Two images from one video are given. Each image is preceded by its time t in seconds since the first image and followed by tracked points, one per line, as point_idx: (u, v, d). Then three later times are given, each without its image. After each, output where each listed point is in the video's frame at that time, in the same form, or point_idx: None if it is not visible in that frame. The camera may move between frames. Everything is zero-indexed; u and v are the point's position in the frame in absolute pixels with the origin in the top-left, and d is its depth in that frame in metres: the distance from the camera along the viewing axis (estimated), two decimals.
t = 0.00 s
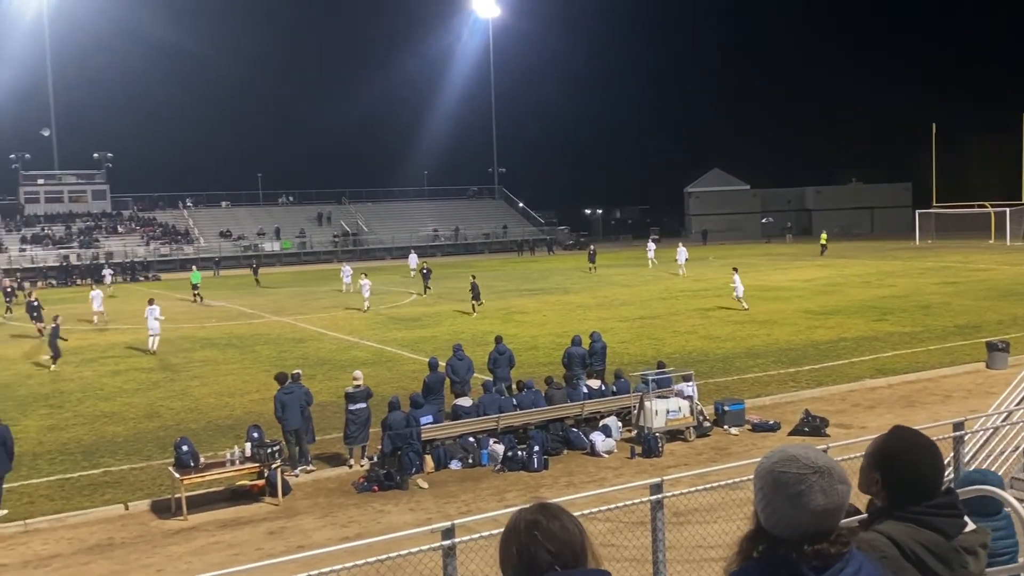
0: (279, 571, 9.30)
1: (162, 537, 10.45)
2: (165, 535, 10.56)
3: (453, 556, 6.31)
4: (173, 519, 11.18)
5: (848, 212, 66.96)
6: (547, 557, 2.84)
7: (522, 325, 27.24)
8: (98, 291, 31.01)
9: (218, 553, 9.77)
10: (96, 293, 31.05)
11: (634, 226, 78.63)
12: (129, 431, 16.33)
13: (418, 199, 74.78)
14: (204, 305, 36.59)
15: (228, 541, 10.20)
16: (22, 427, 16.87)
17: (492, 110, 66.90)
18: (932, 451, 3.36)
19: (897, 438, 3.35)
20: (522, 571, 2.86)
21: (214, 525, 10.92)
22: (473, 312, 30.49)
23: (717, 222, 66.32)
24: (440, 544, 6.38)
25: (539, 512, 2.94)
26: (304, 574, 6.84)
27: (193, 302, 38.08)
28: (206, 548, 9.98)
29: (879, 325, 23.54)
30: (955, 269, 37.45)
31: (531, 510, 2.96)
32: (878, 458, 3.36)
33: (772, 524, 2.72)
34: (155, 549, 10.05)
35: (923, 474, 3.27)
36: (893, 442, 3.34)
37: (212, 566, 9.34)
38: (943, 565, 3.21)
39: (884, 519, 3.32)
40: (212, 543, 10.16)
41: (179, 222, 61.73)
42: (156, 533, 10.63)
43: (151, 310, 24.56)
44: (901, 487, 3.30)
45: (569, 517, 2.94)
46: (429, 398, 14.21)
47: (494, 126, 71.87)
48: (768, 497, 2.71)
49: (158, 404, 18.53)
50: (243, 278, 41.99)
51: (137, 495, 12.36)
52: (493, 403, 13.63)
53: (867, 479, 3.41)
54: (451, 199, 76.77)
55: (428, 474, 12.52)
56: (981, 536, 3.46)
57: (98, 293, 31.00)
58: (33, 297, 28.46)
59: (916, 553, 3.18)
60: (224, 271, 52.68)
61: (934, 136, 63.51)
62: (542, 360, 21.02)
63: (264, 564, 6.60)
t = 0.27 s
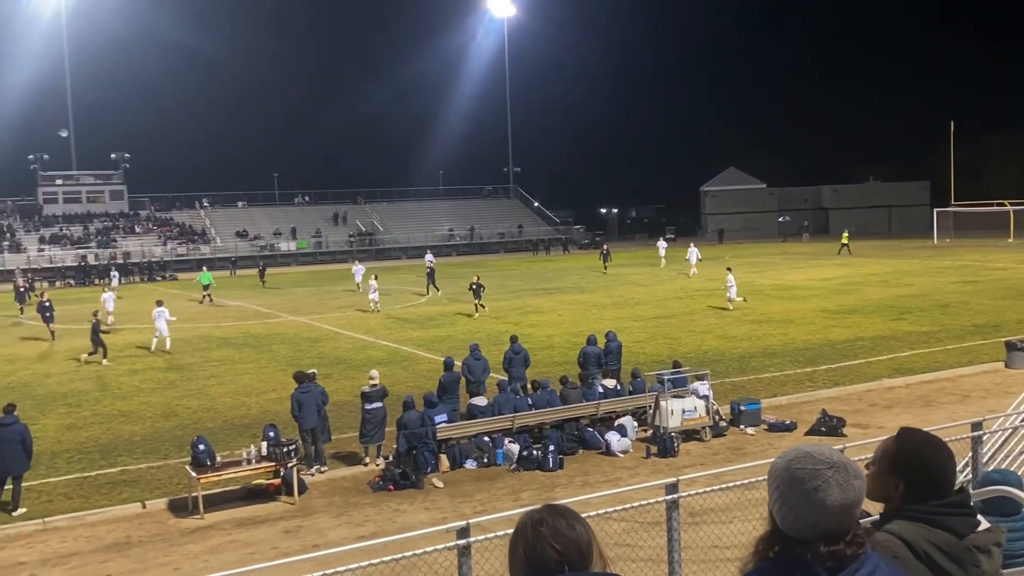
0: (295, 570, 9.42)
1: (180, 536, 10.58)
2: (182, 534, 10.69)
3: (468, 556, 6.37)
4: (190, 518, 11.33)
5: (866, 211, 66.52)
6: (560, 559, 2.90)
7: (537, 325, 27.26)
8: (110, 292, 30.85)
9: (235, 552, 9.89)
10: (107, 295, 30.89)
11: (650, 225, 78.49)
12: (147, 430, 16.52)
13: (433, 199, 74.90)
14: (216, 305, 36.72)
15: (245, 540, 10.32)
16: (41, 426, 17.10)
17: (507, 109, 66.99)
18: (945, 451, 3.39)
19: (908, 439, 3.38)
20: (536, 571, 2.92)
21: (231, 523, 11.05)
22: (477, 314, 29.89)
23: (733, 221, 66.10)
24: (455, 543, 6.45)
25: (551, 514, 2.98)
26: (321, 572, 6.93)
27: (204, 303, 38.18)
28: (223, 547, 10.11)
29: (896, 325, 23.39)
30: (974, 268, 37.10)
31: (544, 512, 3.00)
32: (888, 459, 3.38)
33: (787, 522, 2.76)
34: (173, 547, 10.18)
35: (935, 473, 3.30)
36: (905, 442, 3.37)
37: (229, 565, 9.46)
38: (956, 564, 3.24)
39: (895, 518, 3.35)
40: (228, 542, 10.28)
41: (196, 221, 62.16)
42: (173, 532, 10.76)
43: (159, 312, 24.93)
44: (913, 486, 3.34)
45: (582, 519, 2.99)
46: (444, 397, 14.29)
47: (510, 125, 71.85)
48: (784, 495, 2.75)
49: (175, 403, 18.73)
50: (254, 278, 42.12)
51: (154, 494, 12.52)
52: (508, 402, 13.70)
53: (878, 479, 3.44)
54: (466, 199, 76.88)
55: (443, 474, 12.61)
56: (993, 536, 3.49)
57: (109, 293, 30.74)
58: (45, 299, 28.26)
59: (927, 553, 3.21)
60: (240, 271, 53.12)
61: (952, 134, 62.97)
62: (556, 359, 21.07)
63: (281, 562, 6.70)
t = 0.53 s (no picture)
0: (311, 568, 9.47)
1: (196, 534, 10.67)
2: (198, 532, 10.77)
3: (482, 554, 6.38)
4: (206, 517, 11.41)
5: (881, 209, 66.06)
6: (574, 560, 2.90)
7: (551, 324, 27.24)
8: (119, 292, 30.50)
9: (251, 550, 9.96)
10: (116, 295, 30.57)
11: (664, 224, 78.27)
12: (162, 429, 16.65)
13: (447, 198, 74.96)
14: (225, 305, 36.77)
15: (260, 539, 10.39)
16: (58, 425, 17.27)
17: (520, 108, 67.07)
18: (958, 451, 3.37)
19: (922, 438, 3.36)
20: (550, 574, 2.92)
21: (246, 522, 11.13)
22: (477, 316, 29.30)
23: (748, 220, 65.82)
24: (469, 542, 6.46)
25: (564, 515, 2.99)
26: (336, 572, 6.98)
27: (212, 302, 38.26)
28: (239, 545, 10.18)
29: (912, 324, 23.22)
30: (992, 266, 36.74)
31: (557, 513, 3.01)
32: (902, 458, 3.37)
33: (802, 522, 2.75)
34: (189, 545, 10.26)
35: (950, 472, 3.28)
36: (918, 441, 3.36)
37: (245, 563, 9.53)
38: (971, 564, 3.22)
39: (909, 518, 3.33)
40: (244, 540, 10.36)
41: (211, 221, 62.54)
42: (189, 530, 10.85)
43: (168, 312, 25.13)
44: (927, 486, 3.32)
45: (595, 520, 2.99)
46: (458, 397, 14.31)
47: (523, 124, 71.77)
48: (799, 494, 2.74)
49: (191, 402, 18.87)
50: (262, 278, 42.14)
51: (170, 493, 12.62)
52: (522, 402, 13.70)
53: (892, 479, 3.42)
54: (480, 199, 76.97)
55: (458, 473, 12.63)
56: (1009, 535, 3.47)
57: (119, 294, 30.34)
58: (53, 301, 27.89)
59: (941, 553, 3.19)
60: (255, 271, 53.46)
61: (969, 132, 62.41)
62: (571, 359, 21.07)
63: (297, 561, 6.75)
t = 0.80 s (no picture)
0: (323, 567, 9.51)
1: (209, 533, 10.73)
2: (211, 530, 10.84)
3: (494, 554, 6.38)
4: (219, 515, 11.48)
5: (894, 207, 65.67)
6: (587, 561, 2.89)
7: (563, 323, 27.22)
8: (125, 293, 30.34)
9: (263, 549, 10.01)
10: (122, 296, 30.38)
11: (676, 223, 78.07)
12: (176, 428, 16.75)
13: (458, 197, 75.01)
14: (232, 305, 36.73)
15: (273, 537, 10.44)
16: (73, 423, 17.41)
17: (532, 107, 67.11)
18: (971, 450, 3.35)
19: (934, 437, 3.34)
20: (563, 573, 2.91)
21: (258, 521, 11.18)
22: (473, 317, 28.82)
23: (760, 218, 65.57)
24: (481, 541, 6.46)
25: (576, 516, 2.98)
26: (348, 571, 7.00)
27: (220, 301, 38.29)
28: (251, 544, 10.23)
29: (926, 322, 23.08)
30: (1007, 264, 36.47)
31: (569, 514, 3.01)
32: (912, 457, 3.35)
33: (815, 522, 2.74)
34: (202, 544, 10.33)
35: (962, 471, 3.26)
36: (930, 439, 3.33)
37: (257, 561, 9.58)
38: (984, 564, 3.21)
39: (922, 519, 3.31)
40: (256, 539, 10.41)
41: (224, 221, 62.82)
42: (202, 529, 10.91)
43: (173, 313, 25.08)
44: (938, 485, 3.30)
45: (610, 521, 2.98)
46: (470, 396, 14.32)
47: (535, 123, 71.72)
48: (812, 494, 2.73)
49: (204, 401, 18.98)
50: (267, 277, 42.10)
51: (183, 491, 12.70)
52: (534, 401, 13.70)
53: (904, 478, 3.40)
54: (491, 198, 77.01)
55: (469, 472, 12.64)
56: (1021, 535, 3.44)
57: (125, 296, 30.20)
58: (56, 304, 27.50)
59: (954, 554, 3.17)
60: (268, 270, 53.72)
61: (983, 129, 61.93)
62: (582, 358, 21.07)
63: (309, 560, 6.78)
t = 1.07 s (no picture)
0: (333, 566, 9.55)
1: (219, 531, 10.78)
2: (221, 529, 10.89)
3: (503, 553, 6.40)
4: (229, 514, 11.54)
5: (905, 206, 65.32)
6: (600, 559, 2.90)
7: (572, 322, 27.22)
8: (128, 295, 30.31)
9: (274, 548, 10.05)
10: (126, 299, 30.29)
11: (686, 221, 77.87)
12: (186, 427, 16.84)
13: (468, 196, 75.08)
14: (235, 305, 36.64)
15: (283, 536, 10.49)
16: (84, 422, 17.54)
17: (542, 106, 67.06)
18: (981, 449, 3.34)
19: (945, 435, 3.33)
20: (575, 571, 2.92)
21: (269, 520, 11.23)
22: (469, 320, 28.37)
23: (770, 217, 65.32)
24: (491, 540, 6.47)
25: (590, 514, 3.00)
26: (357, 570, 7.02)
27: (224, 302, 38.28)
28: (262, 542, 10.28)
29: (937, 321, 22.97)
30: (1019, 263, 36.26)
31: (583, 512, 3.03)
32: (922, 456, 3.34)
33: (825, 521, 2.74)
34: (213, 542, 10.38)
35: (973, 470, 3.24)
36: (940, 437, 3.33)
37: (267, 560, 9.62)
38: (995, 565, 3.19)
39: (933, 518, 3.30)
40: (267, 537, 10.46)
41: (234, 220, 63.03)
42: (213, 527, 10.97)
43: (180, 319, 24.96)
44: (949, 485, 3.28)
45: (623, 519, 2.99)
46: (479, 394, 14.34)
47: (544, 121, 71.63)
48: (821, 493, 2.73)
49: (214, 400, 19.08)
50: (271, 276, 42.01)
51: (194, 490, 12.77)
52: (544, 400, 13.71)
53: (914, 478, 3.39)
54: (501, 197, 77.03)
55: (479, 471, 12.67)
56: None
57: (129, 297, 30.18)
58: (51, 305, 26.99)
59: (965, 554, 3.16)
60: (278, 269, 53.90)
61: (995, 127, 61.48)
62: (591, 356, 21.06)
63: (320, 558, 6.80)
